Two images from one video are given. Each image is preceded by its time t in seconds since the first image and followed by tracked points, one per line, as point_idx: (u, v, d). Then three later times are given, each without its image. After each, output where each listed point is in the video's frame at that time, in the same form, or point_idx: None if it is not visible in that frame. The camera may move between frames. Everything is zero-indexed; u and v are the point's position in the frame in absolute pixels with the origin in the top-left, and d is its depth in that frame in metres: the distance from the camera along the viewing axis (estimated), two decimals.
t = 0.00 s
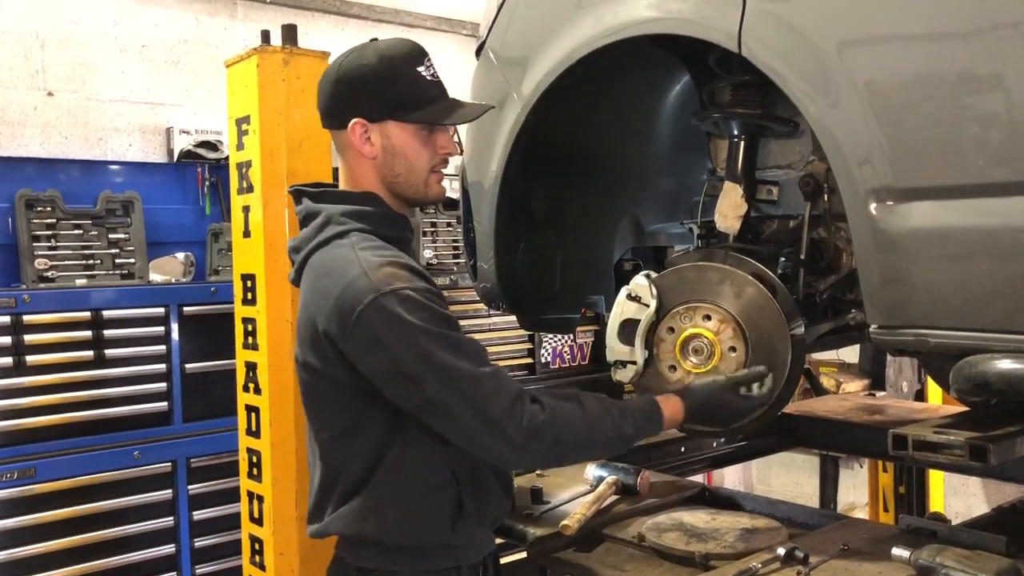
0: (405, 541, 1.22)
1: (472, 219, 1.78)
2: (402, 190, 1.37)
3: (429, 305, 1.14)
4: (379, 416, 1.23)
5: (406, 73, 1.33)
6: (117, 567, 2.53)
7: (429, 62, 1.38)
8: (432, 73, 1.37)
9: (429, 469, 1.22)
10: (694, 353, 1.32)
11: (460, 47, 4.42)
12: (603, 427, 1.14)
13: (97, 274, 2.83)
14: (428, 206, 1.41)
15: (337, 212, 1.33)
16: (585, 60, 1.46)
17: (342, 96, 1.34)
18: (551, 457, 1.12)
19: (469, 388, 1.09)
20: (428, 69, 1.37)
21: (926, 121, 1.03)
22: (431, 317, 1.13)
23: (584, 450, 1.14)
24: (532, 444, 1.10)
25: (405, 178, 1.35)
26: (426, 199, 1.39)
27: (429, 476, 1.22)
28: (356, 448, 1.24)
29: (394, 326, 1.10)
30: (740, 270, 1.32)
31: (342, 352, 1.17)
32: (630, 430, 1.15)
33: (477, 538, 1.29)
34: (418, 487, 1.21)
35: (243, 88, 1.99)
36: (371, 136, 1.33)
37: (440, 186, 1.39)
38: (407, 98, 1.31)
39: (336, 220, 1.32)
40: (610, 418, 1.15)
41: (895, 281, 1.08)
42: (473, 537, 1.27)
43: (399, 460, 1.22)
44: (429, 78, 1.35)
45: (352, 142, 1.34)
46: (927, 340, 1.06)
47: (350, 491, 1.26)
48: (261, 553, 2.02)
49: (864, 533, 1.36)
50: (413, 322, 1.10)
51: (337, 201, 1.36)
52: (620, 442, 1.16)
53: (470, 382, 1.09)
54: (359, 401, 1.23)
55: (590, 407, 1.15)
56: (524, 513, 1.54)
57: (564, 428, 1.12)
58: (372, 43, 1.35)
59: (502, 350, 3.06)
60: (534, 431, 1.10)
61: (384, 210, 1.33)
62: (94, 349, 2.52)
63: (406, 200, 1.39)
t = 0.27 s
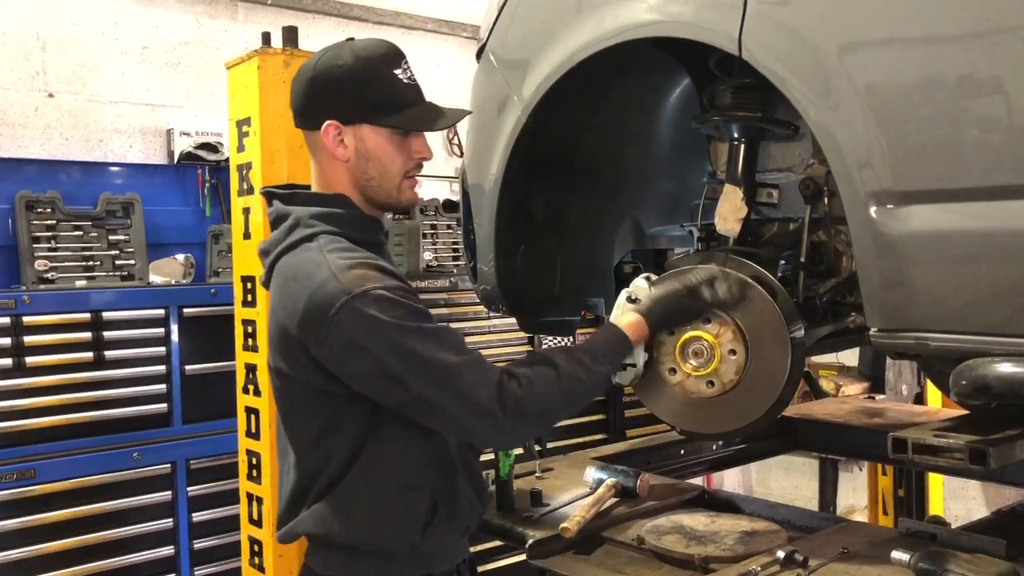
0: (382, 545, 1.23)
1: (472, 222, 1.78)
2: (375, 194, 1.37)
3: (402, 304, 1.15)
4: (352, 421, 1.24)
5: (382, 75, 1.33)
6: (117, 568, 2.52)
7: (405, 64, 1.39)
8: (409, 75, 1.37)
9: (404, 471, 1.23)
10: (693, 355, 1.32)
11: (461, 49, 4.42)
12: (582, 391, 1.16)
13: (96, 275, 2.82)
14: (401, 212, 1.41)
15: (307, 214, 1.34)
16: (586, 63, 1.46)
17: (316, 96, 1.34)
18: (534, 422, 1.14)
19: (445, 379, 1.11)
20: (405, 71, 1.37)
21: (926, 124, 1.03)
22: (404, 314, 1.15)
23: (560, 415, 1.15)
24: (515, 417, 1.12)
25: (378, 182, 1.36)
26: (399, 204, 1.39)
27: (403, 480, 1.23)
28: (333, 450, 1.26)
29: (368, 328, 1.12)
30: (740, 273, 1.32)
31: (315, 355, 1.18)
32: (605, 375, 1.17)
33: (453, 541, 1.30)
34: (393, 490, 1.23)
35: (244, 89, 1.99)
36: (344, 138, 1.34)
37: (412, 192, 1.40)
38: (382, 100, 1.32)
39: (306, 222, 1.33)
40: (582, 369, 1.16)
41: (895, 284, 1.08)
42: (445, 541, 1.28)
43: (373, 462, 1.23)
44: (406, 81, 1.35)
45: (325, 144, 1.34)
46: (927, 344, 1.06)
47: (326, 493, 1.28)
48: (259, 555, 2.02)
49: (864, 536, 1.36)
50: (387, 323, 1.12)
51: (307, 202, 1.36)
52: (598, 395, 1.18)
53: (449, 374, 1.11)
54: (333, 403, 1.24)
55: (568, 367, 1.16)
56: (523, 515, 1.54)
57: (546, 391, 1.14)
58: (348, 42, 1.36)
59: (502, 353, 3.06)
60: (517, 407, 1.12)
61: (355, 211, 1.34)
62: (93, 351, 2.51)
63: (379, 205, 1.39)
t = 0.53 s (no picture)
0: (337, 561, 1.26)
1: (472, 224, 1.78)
2: (341, 199, 1.41)
3: (338, 309, 1.15)
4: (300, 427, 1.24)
5: (361, 79, 1.36)
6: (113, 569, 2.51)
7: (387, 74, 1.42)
8: (390, 85, 1.40)
9: (354, 486, 1.24)
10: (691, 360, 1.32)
11: (462, 52, 4.43)
12: (531, 429, 1.13)
13: (95, 275, 2.82)
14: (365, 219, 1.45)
15: (262, 219, 1.37)
16: (586, 66, 1.46)
17: (292, 94, 1.37)
18: (481, 450, 1.11)
19: (379, 390, 1.10)
20: (385, 80, 1.40)
21: (926, 130, 1.03)
22: (340, 321, 1.14)
23: (509, 446, 1.12)
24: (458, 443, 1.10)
25: (346, 188, 1.40)
26: (364, 211, 1.43)
27: (357, 494, 1.24)
28: (279, 464, 1.25)
29: (300, 334, 1.11)
30: (740, 276, 1.32)
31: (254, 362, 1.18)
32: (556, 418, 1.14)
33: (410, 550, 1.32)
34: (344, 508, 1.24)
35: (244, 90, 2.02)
36: (315, 141, 1.37)
37: (380, 201, 1.44)
38: (359, 106, 1.35)
39: (260, 226, 1.36)
40: (535, 398, 1.13)
41: (894, 289, 1.08)
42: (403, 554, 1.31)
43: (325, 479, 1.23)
44: (386, 89, 1.38)
45: (296, 143, 1.37)
46: (926, 349, 1.06)
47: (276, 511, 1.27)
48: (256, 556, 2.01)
49: (862, 542, 1.36)
50: (320, 327, 1.11)
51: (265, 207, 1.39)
52: (549, 437, 1.15)
53: (383, 382, 1.10)
54: (280, 414, 1.24)
55: (518, 395, 1.14)
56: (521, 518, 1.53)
57: (488, 419, 1.11)
58: (333, 44, 1.39)
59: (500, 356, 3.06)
60: (460, 426, 1.10)
61: (313, 217, 1.37)
62: (91, 351, 2.51)
63: (344, 209, 1.43)
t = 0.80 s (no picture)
0: None
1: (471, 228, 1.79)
2: (308, 204, 1.46)
3: (263, 330, 1.22)
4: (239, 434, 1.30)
5: (331, 86, 1.44)
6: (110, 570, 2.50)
7: (357, 80, 1.51)
8: (359, 90, 1.49)
9: (284, 496, 1.28)
10: (690, 365, 1.32)
11: (463, 57, 4.44)
12: (426, 460, 1.28)
13: (95, 276, 2.83)
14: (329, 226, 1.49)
15: (220, 224, 1.42)
16: (587, 72, 1.47)
17: (261, 97, 1.44)
18: (380, 483, 1.24)
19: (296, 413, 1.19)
20: (356, 86, 1.49)
21: (925, 138, 1.03)
22: (264, 342, 1.21)
23: (407, 474, 1.26)
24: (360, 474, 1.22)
25: (311, 192, 1.45)
26: (328, 218, 1.47)
27: (281, 508, 1.28)
28: (211, 471, 1.30)
29: (222, 352, 1.19)
30: (738, 283, 1.32)
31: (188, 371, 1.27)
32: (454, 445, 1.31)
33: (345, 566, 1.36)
34: (274, 523, 1.27)
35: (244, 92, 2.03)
36: (282, 144, 1.43)
37: (344, 207, 1.49)
38: (327, 112, 1.42)
39: (218, 230, 1.42)
40: (440, 425, 1.31)
41: (893, 296, 1.08)
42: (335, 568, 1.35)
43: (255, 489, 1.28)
44: (356, 94, 1.47)
45: (263, 146, 1.43)
46: (923, 357, 1.07)
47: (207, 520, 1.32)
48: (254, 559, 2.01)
49: (859, 548, 1.36)
50: (241, 347, 1.19)
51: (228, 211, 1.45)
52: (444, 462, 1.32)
53: (298, 411, 1.19)
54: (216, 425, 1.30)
55: (419, 437, 1.28)
56: (518, 522, 1.54)
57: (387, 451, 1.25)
58: (304, 51, 1.46)
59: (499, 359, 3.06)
60: (359, 460, 1.21)
61: (271, 223, 1.41)
62: (91, 351, 2.52)
63: (309, 215, 1.47)
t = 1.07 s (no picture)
0: None
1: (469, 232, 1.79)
2: (300, 204, 1.50)
3: (212, 339, 1.24)
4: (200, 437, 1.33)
5: (314, 88, 1.46)
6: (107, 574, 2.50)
7: (338, 78, 1.53)
8: (342, 88, 1.52)
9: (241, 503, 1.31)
10: (689, 370, 1.32)
11: (462, 60, 4.45)
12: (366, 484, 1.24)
13: (94, 278, 2.82)
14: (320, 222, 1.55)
15: (195, 227, 1.45)
16: (587, 76, 1.47)
17: (245, 101, 1.45)
18: (323, 498, 1.22)
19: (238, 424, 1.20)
20: (337, 83, 1.51)
21: (925, 144, 1.03)
22: (213, 351, 1.23)
23: (344, 496, 1.23)
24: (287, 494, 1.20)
25: (302, 192, 1.49)
26: (321, 215, 1.53)
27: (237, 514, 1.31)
28: (179, 469, 1.36)
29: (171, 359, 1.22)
30: (737, 288, 1.33)
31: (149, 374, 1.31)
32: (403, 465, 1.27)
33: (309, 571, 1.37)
34: (235, 526, 1.30)
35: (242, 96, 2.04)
36: (272, 147, 1.45)
37: (335, 204, 1.54)
38: (314, 114, 1.45)
39: (193, 233, 1.45)
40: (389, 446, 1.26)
41: (892, 302, 1.08)
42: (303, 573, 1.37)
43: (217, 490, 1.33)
44: (340, 93, 1.50)
45: (252, 150, 1.45)
46: (921, 362, 1.06)
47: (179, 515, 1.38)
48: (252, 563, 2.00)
49: (857, 554, 1.36)
50: (188, 356, 1.21)
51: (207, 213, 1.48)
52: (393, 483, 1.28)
53: (240, 422, 1.20)
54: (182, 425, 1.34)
55: (359, 458, 1.24)
56: (516, 527, 1.54)
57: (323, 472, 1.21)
58: (282, 51, 1.47)
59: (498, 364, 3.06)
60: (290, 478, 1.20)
61: (242, 228, 1.44)
62: (89, 354, 2.52)
63: (302, 214, 1.51)
